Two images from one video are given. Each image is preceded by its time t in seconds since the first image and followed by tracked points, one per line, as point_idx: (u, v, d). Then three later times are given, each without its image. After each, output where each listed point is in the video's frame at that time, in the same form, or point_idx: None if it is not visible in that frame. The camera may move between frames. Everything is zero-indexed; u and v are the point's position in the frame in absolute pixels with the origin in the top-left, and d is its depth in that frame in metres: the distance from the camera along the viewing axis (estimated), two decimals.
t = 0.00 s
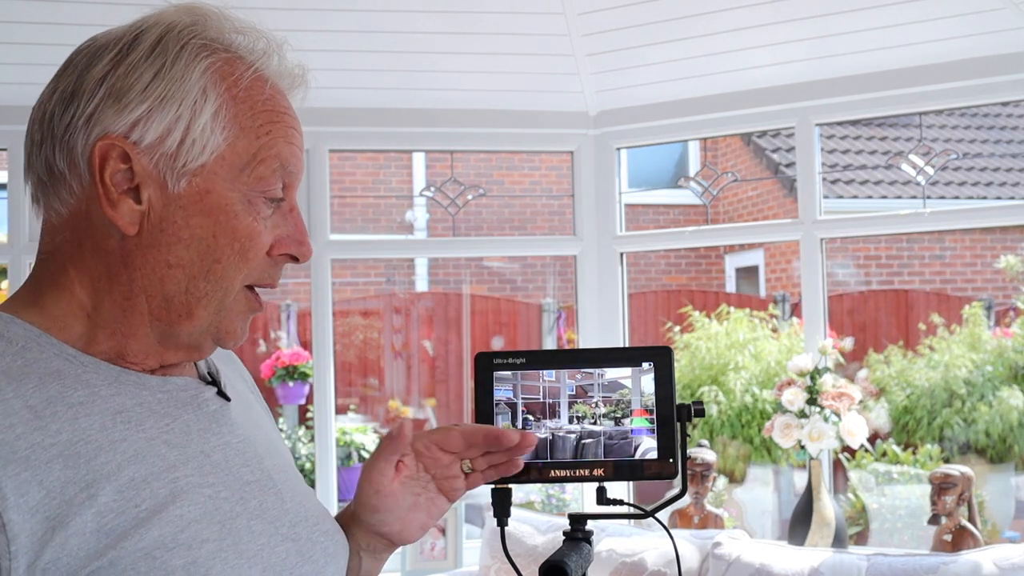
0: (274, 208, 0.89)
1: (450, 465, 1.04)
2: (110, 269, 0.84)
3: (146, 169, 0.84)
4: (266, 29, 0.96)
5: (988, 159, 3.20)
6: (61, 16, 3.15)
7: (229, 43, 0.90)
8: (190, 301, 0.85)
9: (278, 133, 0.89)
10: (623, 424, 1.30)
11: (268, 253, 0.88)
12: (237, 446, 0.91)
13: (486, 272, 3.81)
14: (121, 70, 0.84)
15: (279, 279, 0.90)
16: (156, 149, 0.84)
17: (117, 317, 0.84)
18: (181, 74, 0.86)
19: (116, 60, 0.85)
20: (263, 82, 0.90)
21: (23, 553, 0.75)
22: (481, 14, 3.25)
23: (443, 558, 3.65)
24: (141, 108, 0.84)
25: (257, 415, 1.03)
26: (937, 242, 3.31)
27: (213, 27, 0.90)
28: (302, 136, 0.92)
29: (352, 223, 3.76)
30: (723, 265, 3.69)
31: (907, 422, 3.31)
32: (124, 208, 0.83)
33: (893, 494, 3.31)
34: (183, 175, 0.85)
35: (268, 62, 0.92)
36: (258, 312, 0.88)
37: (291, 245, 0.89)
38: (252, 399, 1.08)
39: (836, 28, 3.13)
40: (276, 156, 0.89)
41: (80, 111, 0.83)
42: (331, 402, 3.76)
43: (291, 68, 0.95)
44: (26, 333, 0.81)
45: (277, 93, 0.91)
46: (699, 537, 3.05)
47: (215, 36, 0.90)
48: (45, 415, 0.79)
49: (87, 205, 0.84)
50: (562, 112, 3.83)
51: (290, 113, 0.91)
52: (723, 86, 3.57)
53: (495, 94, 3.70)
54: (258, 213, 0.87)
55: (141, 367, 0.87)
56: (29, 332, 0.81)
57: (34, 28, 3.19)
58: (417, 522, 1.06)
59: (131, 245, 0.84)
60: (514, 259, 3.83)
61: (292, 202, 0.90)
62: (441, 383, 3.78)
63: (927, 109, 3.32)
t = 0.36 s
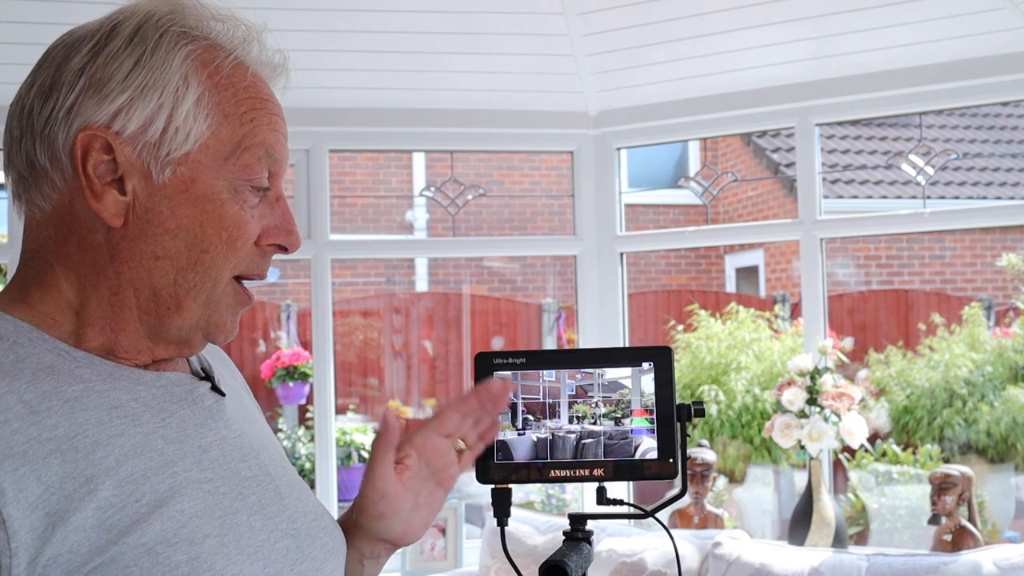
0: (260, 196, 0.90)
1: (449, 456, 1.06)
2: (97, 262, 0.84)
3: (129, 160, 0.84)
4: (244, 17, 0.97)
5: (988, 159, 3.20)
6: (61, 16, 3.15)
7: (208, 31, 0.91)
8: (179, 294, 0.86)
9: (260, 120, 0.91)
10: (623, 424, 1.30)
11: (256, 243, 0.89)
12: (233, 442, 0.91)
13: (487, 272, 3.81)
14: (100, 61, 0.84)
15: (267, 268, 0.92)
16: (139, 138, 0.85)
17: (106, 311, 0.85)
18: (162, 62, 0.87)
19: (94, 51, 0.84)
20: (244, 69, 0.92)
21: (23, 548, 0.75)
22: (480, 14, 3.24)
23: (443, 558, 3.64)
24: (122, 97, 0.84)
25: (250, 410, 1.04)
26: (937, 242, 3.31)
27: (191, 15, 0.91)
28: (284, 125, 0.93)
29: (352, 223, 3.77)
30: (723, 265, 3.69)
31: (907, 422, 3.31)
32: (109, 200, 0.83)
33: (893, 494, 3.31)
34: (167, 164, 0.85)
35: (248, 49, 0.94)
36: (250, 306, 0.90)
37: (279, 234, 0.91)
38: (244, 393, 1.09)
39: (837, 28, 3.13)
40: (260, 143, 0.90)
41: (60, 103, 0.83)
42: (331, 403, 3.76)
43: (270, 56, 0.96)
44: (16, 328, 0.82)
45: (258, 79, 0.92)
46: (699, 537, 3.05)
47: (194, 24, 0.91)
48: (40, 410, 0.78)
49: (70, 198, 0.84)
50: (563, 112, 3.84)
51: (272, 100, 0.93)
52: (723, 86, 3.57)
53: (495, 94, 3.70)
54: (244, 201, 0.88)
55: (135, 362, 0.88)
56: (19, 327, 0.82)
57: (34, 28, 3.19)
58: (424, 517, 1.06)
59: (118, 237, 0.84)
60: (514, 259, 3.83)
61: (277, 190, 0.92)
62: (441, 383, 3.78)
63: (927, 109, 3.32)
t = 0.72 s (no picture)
0: (272, 190, 0.89)
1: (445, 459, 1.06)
2: (110, 259, 0.83)
3: (140, 155, 0.83)
4: (249, 11, 0.97)
5: (988, 159, 3.20)
6: (62, 16, 3.15)
7: (215, 25, 0.91)
8: (194, 288, 0.85)
9: (270, 113, 0.90)
10: (623, 424, 1.30)
11: (269, 237, 0.88)
12: (240, 445, 0.91)
13: (486, 272, 3.81)
14: (108, 56, 0.84)
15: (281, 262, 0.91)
16: (150, 133, 0.84)
17: (120, 309, 0.84)
18: (170, 57, 0.86)
19: (102, 47, 0.84)
20: (252, 63, 0.91)
21: (28, 554, 0.76)
22: (478, 14, 3.25)
23: (443, 558, 3.65)
24: (132, 92, 0.84)
25: (254, 413, 1.05)
26: (937, 242, 3.31)
27: (197, 9, 0.90)
28: (293, 118, 0.93)
29: (352, 223, 3.76)
30: (723, 265, 3.69)
31: (907, 422, 3.31)
32: (121, 196, 0.83)
33: (893, 494, 3.31)
34: (179, 158, 0.84)
35: (254, 42, 0.93)
36: (267, 292, 0.89)
37: (290, 228, 0.90)
38: (245, 395, 1.09)
39: (837, 28, 3.13)
40: (271, 136, 0.89)
41: (69, 100, 0.83)
42: (331, 402, 3.76)
43: (277, 49, 0.95)
44: (23, 330, 0.81)
45: (266, 73, 0.92)
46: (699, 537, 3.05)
47: (200, 18, 0.90)
48: (45, 414, 0.78)
49: (81, 196, 0.83)
50: (563, 112, 3.84)
51: (281, 93, 0.92)
52: (724, 86, 3.57)
53: (494, 94, 3.70)
54: (257, 195, 0.87)
55: (142, 363, 0.88)
56: (25, 329, 0.81)
57: (34, 27, 3.19)
58: (428, 526, 1.03)
59: (131, 233, 0.83)
60: (514, 259, 3.83)
61: (288, 184, 0.91)
62: (441, 383, 3.78)
63: (927, 109, 3.32)
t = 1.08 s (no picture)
0: (280, 189, 0.90)
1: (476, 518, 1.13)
2: (120, 261, 0.84)
3: (148, 156, 0.84)
4: (255, 11, 0.97)
5: (988, 159, 3.20)
6: (61, 17, 3.15)
7: (220, 25, 0.91)
8: (203, 288, 0.86)
9: (277, 112, 0.91)
10: (623, 424, 1.30)
11: (277, 235, 0.89)
12: (244, 448, 0.94)
13: (486, 272, 3.81)
14: (115, 59, 0.85)
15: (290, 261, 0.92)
16: (157, 134, 0.85)
17: (129, 309, 0.85)
18: (176, 58, 0.87)
19: (109, 51, 0.85)
20: (257, 62, 0.92)
21: (25, 548, 0.75)
22: (478, 14, 3.25)
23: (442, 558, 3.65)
24: (139, 95, 0.84)
25: (260, 416, 1.06)
26: (937, 242, 3.31)
27: (202, 11, 0.91)
28: (300, 116, 0.94)
29: (352, 223, 3.76)
30: (723, 265, 3.69)
31: (907, 422, 3.31)
32: (130, 197, 0.84)
33: (893, 494, 3.31)
34: (187, 159, 0.85)
35: (261, 43, 0.94)
36: (270, 302, 0.90)
37: (300, 226, 0.91)
38: (252, 399, 1.10)
39: (837, 28, 3.13)
40: (278, 134, 0.90)
41: (77, 104, 0.84)
42: (331, 402, 3.76)
43: (282, 49, 0.96)
44: (30, 327, 0.82)
45: (272, 72, 0.92)
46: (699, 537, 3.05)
47: (205, 19, 0.91)
48: (48, 410, 0.79)
49: (90, 198, 0.84)
50: (563, 112, 3.84)
51: (288, 91, 0.93)
52: (723, 86, 3.57)
53: (494, 94, 3.70)
54: (265, 193, 0.88)
55: (148, 364, 0.88)
56: (33, 326, 0.82)
57: (34, 28, 3.19)
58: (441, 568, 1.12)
59: (139, 234, 0.84)
60: (514, 259, 3.83)
61: (296, 182, 0.92)
62: (441, 383, 3.78)
63: (927, 109, 3.32)
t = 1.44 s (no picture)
0: (293, 195, 0.91)
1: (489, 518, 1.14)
2: (133, 261, 0.85)
3: (165, 159, 0.85)
4: (271, 17, 0.98)
5: (988, 159, 3.20)
6: (61, 17, 3.16)
7: (238, 32, 0.92)
8: (214, 290, 0.87)
9: (292, 118, 0.91)
10: (623, 424, 1.30)
11: (288, 241, 0.90)
12: (250, 449, 0.93)
13: (486, 272, 3.81)
14: (135, 63, 0.86)
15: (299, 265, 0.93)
16: (175, 137, 0.86)
17: (140, 308, 0.86)
18: (195, 62, 0.88)
19: (129, 54, 0.86)
20: (274, 68, 0.93)
21: (23, 541, 0.76)
22: (478, 14, 3.25)
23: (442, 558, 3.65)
24: (157, 98, 0.86)
25: (267, 417, 1.06)
26: (937, 242, 3.31)
27: (220, 16, 0.92)
28: (315, 123, 0.94)
29: (352, 223, 3.76)
30: (723, 265, 3.69)
31: (907, 422, 3.31)
32: (146, 198, 0.85)
33: (893, 494, 3.31)
34: (203, 162, 0.86)
35: (277, 49, 0.95)
36: (275, 308, 0.92)
37: (310, 231, 0.92)
38: (264, 402, 1.12)
39: (836, 28, 3.14)
40: (292, 140, 0.91)
41: (95, 105, 0.85)
42: (331, 402, 3.76)
43: (298, 57, 0.97)
44: (40, 324, 0.83)
45: (288, 79, 0.93)
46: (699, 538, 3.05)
47: (223, 24, 0.92)
48: (53, 406, 0.79)
49: (106, 198, 0.85)
50: (563, 112, 3.84)
51: (303, 97, 0.94)
52: (723, 86, 3.57)
53: (494, 94, 3.70)
54: (278, 198, 0.89)
55: (156, 362, 0.89)
56: (43, 324, 0.83)
57: (34, 28, 3.20)
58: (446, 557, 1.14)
59: (153, 235, 0.85)
60: (514, 259, 3.83)
61: (309, 189, 0.93)
62: (441, 383, 3.78)
63: (927, 109, 3.32)
